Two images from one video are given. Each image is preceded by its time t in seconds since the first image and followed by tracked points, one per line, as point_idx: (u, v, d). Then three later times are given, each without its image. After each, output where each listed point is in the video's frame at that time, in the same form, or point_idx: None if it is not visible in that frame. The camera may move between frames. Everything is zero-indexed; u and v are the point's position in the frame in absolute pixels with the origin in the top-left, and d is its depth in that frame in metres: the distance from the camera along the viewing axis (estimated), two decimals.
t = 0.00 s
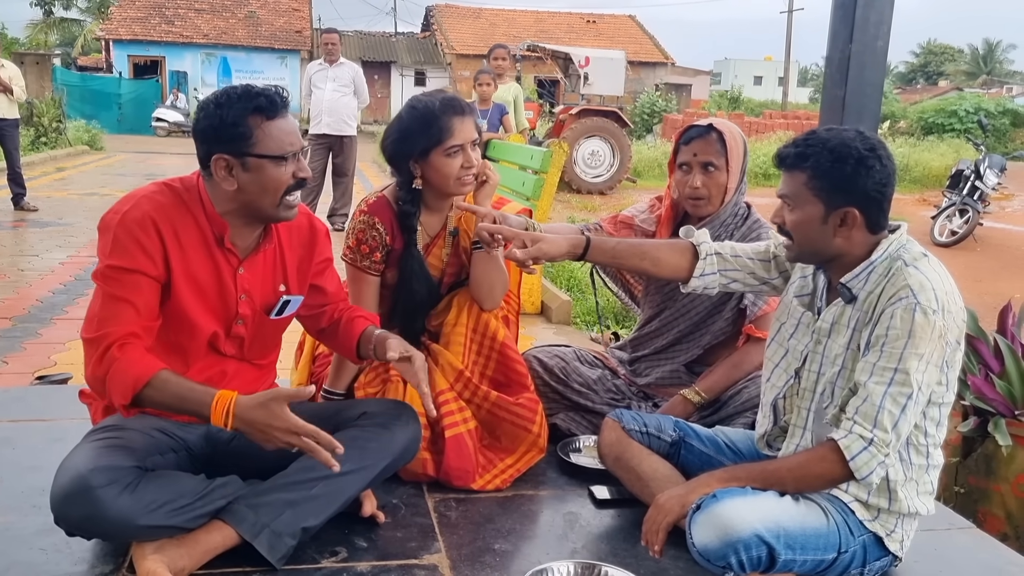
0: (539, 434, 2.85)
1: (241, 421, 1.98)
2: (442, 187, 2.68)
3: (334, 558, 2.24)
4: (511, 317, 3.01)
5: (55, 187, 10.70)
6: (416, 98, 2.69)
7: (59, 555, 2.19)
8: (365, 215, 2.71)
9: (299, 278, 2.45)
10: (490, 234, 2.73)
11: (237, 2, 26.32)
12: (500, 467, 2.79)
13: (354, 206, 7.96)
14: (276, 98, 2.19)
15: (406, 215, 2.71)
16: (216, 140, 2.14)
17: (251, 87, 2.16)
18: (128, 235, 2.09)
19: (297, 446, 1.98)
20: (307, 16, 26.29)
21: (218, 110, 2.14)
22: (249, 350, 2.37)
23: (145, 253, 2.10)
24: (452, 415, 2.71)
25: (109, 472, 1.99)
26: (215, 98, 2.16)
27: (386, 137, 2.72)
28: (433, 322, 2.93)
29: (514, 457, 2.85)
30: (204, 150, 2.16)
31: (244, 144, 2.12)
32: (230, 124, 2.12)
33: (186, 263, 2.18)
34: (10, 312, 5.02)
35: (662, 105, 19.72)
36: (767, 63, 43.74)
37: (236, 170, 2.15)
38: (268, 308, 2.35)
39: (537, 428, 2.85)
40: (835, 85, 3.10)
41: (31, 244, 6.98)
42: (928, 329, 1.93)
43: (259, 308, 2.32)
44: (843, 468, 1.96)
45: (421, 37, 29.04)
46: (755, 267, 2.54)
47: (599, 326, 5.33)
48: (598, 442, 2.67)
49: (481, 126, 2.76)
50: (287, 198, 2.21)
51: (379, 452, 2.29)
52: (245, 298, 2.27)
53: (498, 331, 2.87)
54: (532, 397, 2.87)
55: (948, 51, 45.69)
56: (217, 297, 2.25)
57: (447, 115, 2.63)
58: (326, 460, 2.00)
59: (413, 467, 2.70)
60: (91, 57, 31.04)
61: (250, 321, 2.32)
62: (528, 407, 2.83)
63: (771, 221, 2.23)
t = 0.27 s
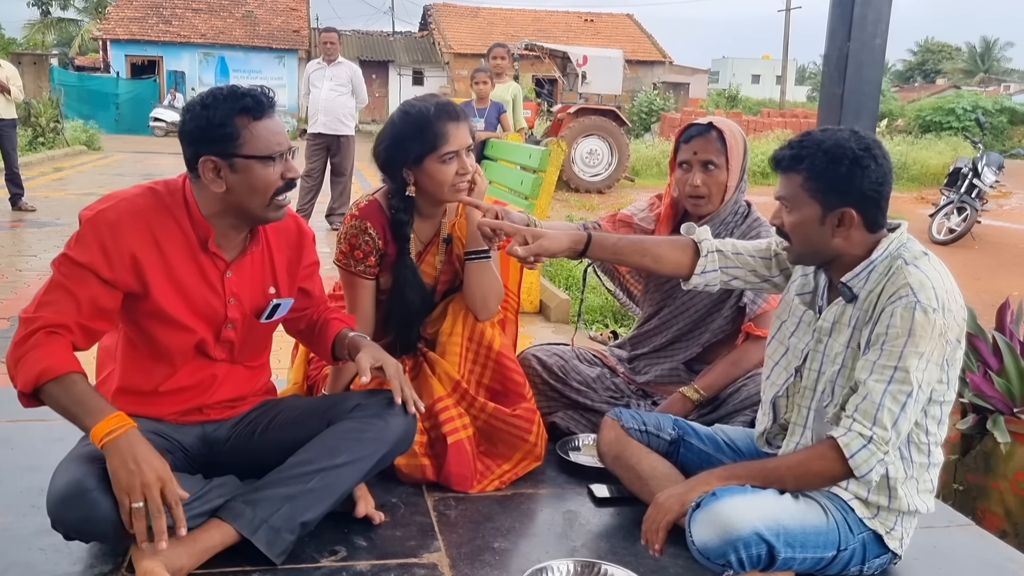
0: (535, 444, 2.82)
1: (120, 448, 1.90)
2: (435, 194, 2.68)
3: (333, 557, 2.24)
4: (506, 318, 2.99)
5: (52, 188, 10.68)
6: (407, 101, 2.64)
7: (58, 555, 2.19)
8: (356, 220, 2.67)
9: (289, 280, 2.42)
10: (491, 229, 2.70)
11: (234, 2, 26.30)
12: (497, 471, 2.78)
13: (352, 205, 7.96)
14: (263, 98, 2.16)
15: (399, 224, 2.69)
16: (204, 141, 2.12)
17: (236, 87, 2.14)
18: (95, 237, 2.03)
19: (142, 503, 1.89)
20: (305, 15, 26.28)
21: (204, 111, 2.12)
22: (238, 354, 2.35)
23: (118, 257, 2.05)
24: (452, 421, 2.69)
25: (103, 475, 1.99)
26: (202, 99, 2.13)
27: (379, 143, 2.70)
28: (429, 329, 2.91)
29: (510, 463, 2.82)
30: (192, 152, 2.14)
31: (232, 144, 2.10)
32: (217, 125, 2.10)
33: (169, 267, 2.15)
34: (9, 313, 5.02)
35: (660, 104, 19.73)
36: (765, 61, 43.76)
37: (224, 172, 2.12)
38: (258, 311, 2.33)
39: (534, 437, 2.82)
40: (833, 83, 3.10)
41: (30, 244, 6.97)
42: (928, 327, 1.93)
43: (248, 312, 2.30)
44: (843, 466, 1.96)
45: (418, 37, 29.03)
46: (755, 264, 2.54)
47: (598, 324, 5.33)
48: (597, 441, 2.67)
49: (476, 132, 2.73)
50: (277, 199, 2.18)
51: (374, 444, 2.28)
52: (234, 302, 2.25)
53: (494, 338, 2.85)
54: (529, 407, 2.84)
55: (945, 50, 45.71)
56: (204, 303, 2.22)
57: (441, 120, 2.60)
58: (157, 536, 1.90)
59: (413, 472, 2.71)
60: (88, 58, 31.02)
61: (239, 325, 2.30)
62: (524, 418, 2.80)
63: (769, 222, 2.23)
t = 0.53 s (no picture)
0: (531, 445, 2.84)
1: (72, 454, 1.87)
2: (436, 202, 2.65)
3: (332, 557, 2.24)
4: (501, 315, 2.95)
5: (51, 188, 10.68)
6: (408, 108, 2.63)
7: (57, 556, 2.19)
8: (354, 226, 2.64)
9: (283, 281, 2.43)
10: (495, 231, 2.77)
11: (233, 2, 26.29)
12: (494, 472, 2.78)
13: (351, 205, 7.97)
14: (252, 100, 2.16)
15: (398, 230, 2.66)
16: (193, 144, 2.11)
17: (226, 89, 2.14)
18: (83, 242, 2.03)
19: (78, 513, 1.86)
20: (303, 15, 26.27)
21: (196, 114, 2.12)
22: (234, 356, 2.36)
23: (107, 262, 2.06)
24: (449, 423, 2.68)
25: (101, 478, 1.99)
26: (190, 102, 2.13)
27: (377, 150, 2.68)
28: (424, 330, 2.91)
29: (508, 462, 2.82)
30: (182, 155, 2.14)
31: (221, 147, 2.10)
32: (206, 127, 2.10)
33: (161, 272, 2.15)
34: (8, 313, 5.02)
35: (659, 103, 19.74)
36: (764, 61, 43.78)
37: (215, 175, 2.12)
38: (253, 313, 2.33)
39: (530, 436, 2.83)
40: (831, 82, 3.10)
41: (29, 245, 6.96)
42: (930, 328, 1.94)
43: (243, 314, 2.31)
44: (844, 465, 1.96)
45: (417, 37, 29.03)
46: (759, 264, 2.54)
47: (597, 324, 5.34)
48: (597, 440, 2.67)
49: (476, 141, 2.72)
50: (268, 201, 2.18)
51: (373, 444, 2.28)
52: (229, 305, 2.26)
53: (489, 339, 2.85)
54: (526, 407, 2.85)
55: (944, 49, 45.72)
56: (198, 306, 2.22)
57: (443, 128, 2.58)
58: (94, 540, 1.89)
59: (411, 475, 2.70)
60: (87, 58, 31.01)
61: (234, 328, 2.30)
62: (523, 418, 2.81)
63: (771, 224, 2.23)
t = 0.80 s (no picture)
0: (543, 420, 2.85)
1: (57, 465, 1.87)
2: (427, 199, 2.66)
3: (331, 556, 2.24)
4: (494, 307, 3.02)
5: (50, 188, 10.66)
6: (399, 105, 2.64)
7: (56, 555, 2.19)
8: (352, 224, 2.62)
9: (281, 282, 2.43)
10: (492, 231, 2.76)
11: (231, 2, 26.28)
12: (508, 459, 2.80)
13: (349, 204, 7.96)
14: (250, 103, 2.16)
15: (395, 227, 2.64)
16: (191, 147, 2.11)
17: (224, 91, 2.14)
18: (78, 245, 2.03)
19: (66, 521, 1.88)
20: (301, 15, 26.26)
21: (192, 115, 2.11)
22: (232, 357, 2.36)
23: (103, 265, 2.05)
24: (457, 414, 2.71)
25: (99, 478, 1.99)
26: (188, 104, 2.13)
27: (368, 148, 2.68)
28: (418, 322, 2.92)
29: (519, 447, 2.85)
30: (180, 157, 2.13)
31: (219, 150, 2.10)
32: (203, 129, 2.10)
33: (158, 274, 2.15)
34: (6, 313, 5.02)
35: (657, 102, 19.74)
36: (762, 60, 43.80)
37: (212, 177, 2.12)
38: (251, 315, 2.33)
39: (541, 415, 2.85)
40: (829, 81, 3.10)
41: (27, 245, 6.96)
42: (931, 328, 1.94)
43: (241, 316, 2.31)
44: (843, 464, 1.96)
45: (415, 36, 29.01)
46: (760, 264, 2.54)
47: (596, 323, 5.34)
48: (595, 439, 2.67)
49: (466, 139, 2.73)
50: (266, 203, 2.18)
51: (372, 444, 2.28)
52: (226, 307, 2.26)
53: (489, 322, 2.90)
54: (532, 385, 2.89)
55: (942, 48, 45.74)
56: (195, 309, 2.22)
57: (435, 126, 2.59)
58: (87, 545, 1.92)
59: (423, 471, 2.70)
60: (85, 58, 30.98)
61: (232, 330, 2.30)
62: (531, 398, 2.84)
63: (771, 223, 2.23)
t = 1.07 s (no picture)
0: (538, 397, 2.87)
1: (56, 464, 1.87)
2: (419, 192, 2.69)
3: (330, 556, 2.24)
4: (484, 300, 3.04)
5: (47, 188, 10.64)
6: (387, 100, 2.68)
7: (54, 556, 2.19)
8: (347, 220, 2.63)
9: (281, 283, 2.42)
10: (486, 236, 2.88)
11: (229, 2, 26.26)
12: (507, 446, 2.83)
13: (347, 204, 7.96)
14: (249, 104, 2.17)
15: (387, 220, 2.65)
16: (189, 149, 2.11)
17: (223, 93, 2.15)
18: (76, 247, 2.03)
19: (64, 521, 1.88)
20: (300, 14, 26.24)
21: (189, 115, 2.12)
22: (231, 358, 2.35)
23: (100, 267, 2.05)
24: (452, 403, 2.71)
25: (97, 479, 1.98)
26: (186, 105, 2.13)
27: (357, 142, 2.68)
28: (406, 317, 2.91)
29: (519, 432, 2.87)
30: (178, 158, 2.13)
31: (218, 151, 2.10)
32: (202, 131, 2.10)
33: (157, 276, 2.15)
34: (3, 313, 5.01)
35: (655, 102, 19.74)
36: (760, 60, 43.82)
37: (212, 180, 2.12)
38: (250, 317, 2.33)
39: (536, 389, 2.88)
40: (827, 80, 3.11)
41: (25, 245, 6.95)
42: (929, 327, 1.94)
43: (240, 317, 2.30)
44: (841, 463, 1.96)
45: (413, 36, 29.01)
46: (757, 265, 2.54)
47: (594, 323, 5.35)
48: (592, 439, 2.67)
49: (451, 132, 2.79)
50: (265, 204, 2.18)
51: (372, 445, 2.28)
52: (225, 308, 2.25)
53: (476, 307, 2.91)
54: (524, 367, 2.91)
55: (940, 47, 45.76)
56: (195, 311, 2.22)
57: (427, 118, 2.65)
58: (85, 544, 1.91)
59: (423, 464, 2.69)
60: (83, 58, 30.96)
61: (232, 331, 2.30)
62: (523, 378, 2.87)
63: (770, 223, 2.23)
